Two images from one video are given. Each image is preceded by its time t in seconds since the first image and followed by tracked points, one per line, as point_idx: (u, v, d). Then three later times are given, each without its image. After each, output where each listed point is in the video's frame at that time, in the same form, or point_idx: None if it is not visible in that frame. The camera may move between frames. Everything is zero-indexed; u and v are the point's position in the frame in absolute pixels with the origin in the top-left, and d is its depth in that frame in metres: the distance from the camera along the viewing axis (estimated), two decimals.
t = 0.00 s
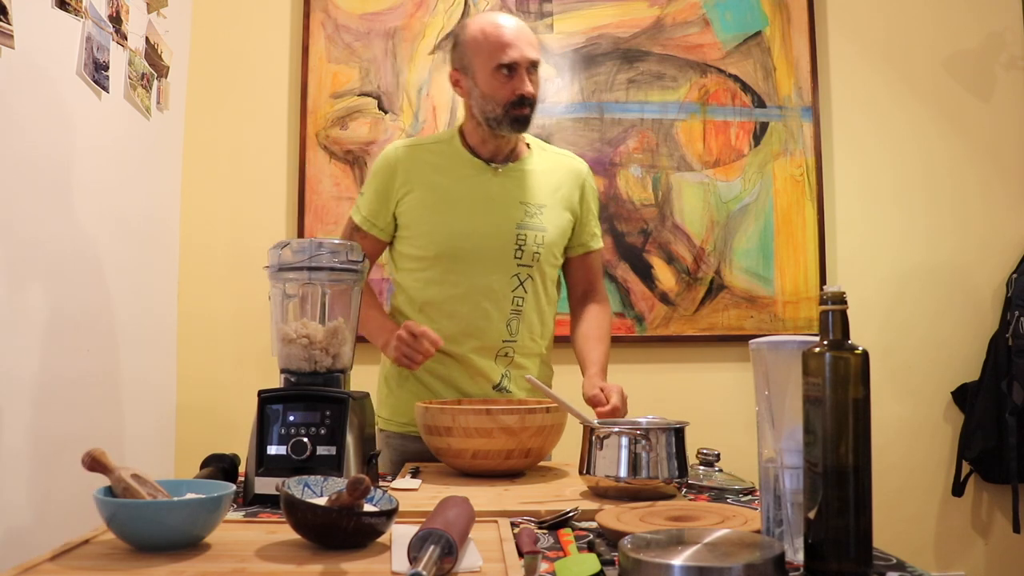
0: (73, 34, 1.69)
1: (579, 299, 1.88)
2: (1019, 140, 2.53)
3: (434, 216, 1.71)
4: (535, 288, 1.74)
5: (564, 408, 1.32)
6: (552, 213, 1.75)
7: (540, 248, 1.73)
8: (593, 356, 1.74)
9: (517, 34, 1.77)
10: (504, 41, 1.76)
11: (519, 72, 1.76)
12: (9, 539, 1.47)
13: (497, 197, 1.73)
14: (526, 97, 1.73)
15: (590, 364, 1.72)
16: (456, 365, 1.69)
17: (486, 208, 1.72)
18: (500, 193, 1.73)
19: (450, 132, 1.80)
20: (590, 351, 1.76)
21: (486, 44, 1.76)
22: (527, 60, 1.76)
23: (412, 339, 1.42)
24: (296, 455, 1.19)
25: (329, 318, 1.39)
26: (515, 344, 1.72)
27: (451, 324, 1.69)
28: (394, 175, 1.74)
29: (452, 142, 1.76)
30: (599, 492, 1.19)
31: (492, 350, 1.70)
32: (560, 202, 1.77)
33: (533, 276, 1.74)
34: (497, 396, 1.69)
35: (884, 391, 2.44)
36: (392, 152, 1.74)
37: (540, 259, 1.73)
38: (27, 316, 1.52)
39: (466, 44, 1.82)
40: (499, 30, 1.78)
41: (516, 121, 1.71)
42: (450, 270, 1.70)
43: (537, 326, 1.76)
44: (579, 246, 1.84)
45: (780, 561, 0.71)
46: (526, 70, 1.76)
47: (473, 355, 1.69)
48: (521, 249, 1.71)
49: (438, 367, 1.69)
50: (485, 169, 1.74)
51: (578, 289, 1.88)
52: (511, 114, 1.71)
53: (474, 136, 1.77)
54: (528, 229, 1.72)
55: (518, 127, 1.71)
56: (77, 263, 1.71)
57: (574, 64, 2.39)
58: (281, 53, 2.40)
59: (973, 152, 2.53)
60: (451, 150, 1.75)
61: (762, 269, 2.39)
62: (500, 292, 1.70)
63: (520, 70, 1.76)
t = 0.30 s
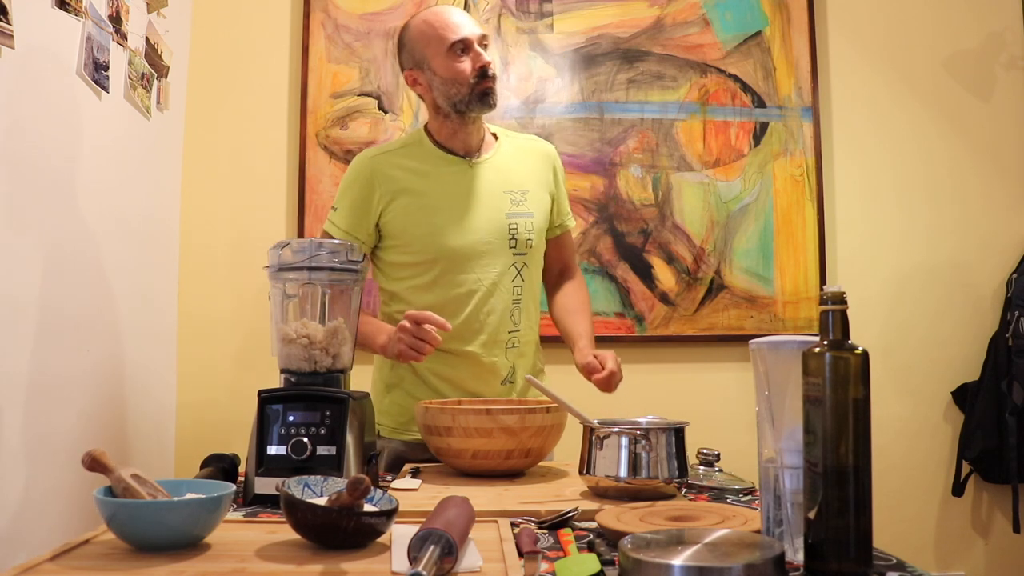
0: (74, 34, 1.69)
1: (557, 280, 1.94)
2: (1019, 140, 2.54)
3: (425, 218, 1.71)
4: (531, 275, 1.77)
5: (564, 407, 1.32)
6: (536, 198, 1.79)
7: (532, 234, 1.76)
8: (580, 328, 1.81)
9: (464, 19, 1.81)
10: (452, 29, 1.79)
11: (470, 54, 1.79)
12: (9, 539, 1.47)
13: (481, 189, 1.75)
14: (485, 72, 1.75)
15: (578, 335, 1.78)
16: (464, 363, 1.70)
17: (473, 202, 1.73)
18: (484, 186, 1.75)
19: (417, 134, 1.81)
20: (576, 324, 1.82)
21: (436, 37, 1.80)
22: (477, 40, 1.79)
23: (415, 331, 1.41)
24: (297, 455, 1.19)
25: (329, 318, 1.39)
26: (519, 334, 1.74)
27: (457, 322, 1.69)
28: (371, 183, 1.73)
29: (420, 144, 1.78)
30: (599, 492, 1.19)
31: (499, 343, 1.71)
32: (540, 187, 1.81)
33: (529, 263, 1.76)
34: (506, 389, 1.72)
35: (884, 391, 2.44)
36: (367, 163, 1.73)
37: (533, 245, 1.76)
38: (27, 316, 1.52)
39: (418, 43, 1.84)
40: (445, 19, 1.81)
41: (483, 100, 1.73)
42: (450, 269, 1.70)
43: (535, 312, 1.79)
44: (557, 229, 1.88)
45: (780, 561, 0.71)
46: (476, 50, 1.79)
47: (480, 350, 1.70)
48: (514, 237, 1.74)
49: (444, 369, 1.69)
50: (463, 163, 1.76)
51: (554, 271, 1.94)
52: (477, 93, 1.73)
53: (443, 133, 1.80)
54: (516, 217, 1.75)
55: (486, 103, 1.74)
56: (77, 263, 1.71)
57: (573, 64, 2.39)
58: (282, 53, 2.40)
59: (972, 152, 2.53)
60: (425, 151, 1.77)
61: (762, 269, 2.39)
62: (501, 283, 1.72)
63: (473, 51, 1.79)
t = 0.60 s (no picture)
0: (74, 34, 1.69)
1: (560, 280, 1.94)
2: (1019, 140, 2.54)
3: (430, 218, 1.71)
4: (537, 274, 1.76)
5: (564, 407, 1.32)
6: (542, 198, 1.78)
7: (537, 233, 1.75)
8: (579, 329, 1.81)
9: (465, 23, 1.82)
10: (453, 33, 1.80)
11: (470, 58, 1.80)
12: (9, 539, 1.47)
13: (485, 188, 1.75)
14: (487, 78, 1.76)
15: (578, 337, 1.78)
16: (469, 362, 1.69)
17: (478, 201, 1.74)
18: (489, 186, 1.75)
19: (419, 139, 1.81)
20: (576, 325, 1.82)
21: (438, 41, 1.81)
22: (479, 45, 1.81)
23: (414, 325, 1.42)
24: (297, 455, 1.19)
25: (329, 318, 1.39)
26: (525, 333, 1.73)
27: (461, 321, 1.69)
28: (376, 184, 1.73)
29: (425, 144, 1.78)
30: (599, 492, 1.19)
31: (505, 343, 1.71)
32: (546, 187, 1.80)
33: (534, 262, 1.75)
34: (512, 389, 1.70)
35: (884, 390, 2.44)
36: (373, 164, 1.74)
37: (538, 244, 1.75)
38: (28, 318, 1.52)
39: (421, 47, 1.85)
40: (447, 23, 1.82)
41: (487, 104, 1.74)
42: (455, 269, 1.70)
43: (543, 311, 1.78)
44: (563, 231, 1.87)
45: (780, 561, 0.71)
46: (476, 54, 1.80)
47: (485, 349, 1.69)
48: (519, 236, 1.73)
49: (449, 368, 1.69)
50: (464, 164, 1.77)
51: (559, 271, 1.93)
52: (477, 96, 1.73)
53: (447, 135, 1.80)
54: (521, 216, 1.74)
55: (487, 106, 1.74)
56: (77, 262, 1.71)
57: (573, 64, 2.39)
58: (282, 53, 2.40)
59: (972, 152, 2.53)
60: (430, 151, 1.77)
61: (762, 269, 2.39)
62: (506, 282, 1.71)
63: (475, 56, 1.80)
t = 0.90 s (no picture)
0: (74, 34, 1.69)
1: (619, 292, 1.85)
2: (1019, 140, 2.53)
3: (469, 217, 1.72)
4: (572, 282, 1.73)
5: (564, 407, 1.32)
6: (587, 205, 1.74)
7: (575, 240, 1.72)
8: (620, 344, 1.70)
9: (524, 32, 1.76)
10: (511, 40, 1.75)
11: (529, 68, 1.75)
12: (8, 539, 1.47)
13: (528, 192, 1.73)
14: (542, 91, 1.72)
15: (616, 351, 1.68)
16: (495, 361, 1.70)
17: (517, 205, 1.73)
18: (533, 189, 1.74)
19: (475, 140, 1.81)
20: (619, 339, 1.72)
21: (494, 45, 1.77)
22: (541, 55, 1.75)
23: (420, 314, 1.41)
24: (297, 455, 1.19)
25: (329, 318, 1.39)
26: (554, 340, 1.71)
27: (490, 320, 1.70)
28: (427, 181, 1.77)
29: (479, 147, 1.79)
30: (599, 492, 1.19)
31: (532, 346, 1.70)
32: (595, 195, 1.75)
33: (570, 269, 1.72)
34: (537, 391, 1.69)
35: (884, 390, 2.44)
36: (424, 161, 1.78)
37: (576, 251, 1.72)
38: (28, 318, 1.52)
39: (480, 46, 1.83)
40: (510, 29, 1.77)
41: (536, 117, 1.70)
42: (487, 268, 1.70)
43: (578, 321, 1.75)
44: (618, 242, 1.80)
45: (780, 561, 0.71)
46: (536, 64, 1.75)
47: (512, 351, 1.69)
48: (555, 241, 1.71)
49: (474, 364, 1.71)
50: (513, 166, 1.76)
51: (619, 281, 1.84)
52: (527, 109, 1.70)
53: (501, 138, 1.78)
54: (561, 222, 1.72)
55: (535, 120, 1.70)
56: (77, 262, 1.71)
57: (573, 64, 2.39)
58: (281, 53, 2.40)
59: (972, 152, 2.53)
60: (481, 152, 1.78)
61: (762, 269, 2.39)
62: (536, 287, 1.70)
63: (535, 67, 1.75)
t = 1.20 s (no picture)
0: (74, 34, 1.69)
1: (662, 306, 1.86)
2: (1019, 140, 2.53)
3: (508, 216, 1.84)
4: (600, 288, 1.81)
5: (564, 407, 1.32)
6: (623, 216, 1.82)
7: (605, 249, 1.80)
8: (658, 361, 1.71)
9: (550, 51, 1.80)
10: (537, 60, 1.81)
11: (552, 85, 1.80)
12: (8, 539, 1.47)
13: (567, 198, 1.84)
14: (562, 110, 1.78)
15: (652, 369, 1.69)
16: (521, 358, 1.80)
17: (555, 210, 1.83)
18: (572, 196, 1.84)
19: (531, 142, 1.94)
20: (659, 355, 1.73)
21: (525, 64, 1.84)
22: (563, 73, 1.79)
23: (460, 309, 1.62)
24: (297, 455, 1.19)
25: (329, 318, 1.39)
26: (578, 342, 1.79)
27: (518, 316, 1.81)
28: (478, 179, 1.91)
29: (532, 151, 1.91)
30: (599, 492, 1.19)
31: (554, 346, 1.79)
32: (633, 207, 1.82)
33: (598, 275, 1.80)
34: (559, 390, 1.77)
35: (884, 390, 2.44)
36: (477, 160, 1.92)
37: (605, 259, 1.80)
38: (27, 318, 1.52)
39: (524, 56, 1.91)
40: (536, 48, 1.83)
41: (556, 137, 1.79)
42: (519, 266, 1.82)
43: (604, 327, 1.80)
44: (660, 255, 1.84)
45: (780, 561, 0.71)
46: (558, 81, 1.80)
47: (534, 349, 1.78)
48: (585, 248, 1.80)
49: (502, 361, 1.81)
50: (556, 174, 1.87)
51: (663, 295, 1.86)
52: (549, 130, 1.80)
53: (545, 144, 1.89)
54: (595, 230, 1.81)
55: (556, 141, 1.80)
56: (77, 263, 1.71)
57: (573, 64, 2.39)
58: (281, 53, 2.40)
59: (973, 152, 2.53)
60: (532, 157, 1.90)
61: (762, 269, 2.39)
62: (562, 289, 1.80)
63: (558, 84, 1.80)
